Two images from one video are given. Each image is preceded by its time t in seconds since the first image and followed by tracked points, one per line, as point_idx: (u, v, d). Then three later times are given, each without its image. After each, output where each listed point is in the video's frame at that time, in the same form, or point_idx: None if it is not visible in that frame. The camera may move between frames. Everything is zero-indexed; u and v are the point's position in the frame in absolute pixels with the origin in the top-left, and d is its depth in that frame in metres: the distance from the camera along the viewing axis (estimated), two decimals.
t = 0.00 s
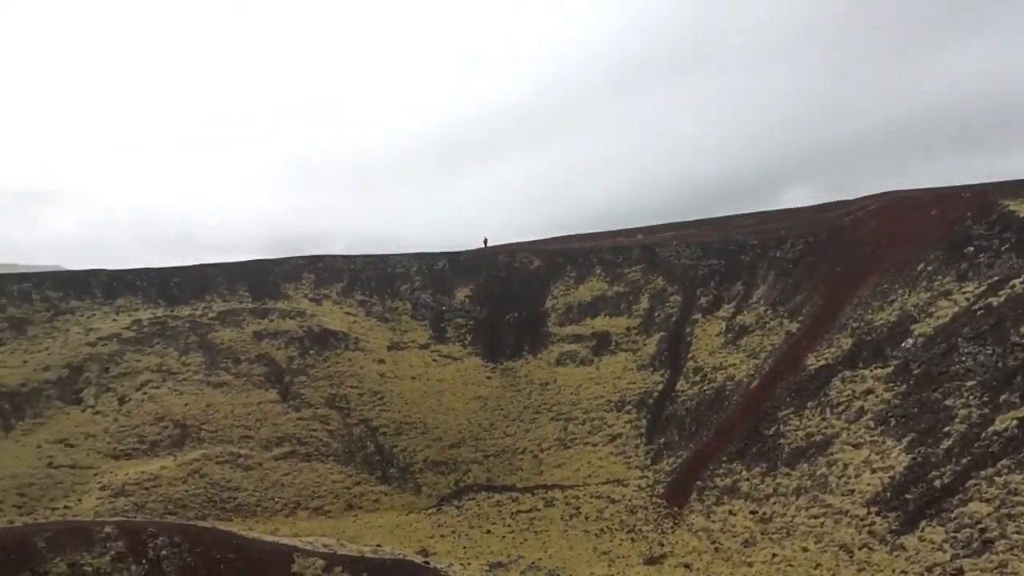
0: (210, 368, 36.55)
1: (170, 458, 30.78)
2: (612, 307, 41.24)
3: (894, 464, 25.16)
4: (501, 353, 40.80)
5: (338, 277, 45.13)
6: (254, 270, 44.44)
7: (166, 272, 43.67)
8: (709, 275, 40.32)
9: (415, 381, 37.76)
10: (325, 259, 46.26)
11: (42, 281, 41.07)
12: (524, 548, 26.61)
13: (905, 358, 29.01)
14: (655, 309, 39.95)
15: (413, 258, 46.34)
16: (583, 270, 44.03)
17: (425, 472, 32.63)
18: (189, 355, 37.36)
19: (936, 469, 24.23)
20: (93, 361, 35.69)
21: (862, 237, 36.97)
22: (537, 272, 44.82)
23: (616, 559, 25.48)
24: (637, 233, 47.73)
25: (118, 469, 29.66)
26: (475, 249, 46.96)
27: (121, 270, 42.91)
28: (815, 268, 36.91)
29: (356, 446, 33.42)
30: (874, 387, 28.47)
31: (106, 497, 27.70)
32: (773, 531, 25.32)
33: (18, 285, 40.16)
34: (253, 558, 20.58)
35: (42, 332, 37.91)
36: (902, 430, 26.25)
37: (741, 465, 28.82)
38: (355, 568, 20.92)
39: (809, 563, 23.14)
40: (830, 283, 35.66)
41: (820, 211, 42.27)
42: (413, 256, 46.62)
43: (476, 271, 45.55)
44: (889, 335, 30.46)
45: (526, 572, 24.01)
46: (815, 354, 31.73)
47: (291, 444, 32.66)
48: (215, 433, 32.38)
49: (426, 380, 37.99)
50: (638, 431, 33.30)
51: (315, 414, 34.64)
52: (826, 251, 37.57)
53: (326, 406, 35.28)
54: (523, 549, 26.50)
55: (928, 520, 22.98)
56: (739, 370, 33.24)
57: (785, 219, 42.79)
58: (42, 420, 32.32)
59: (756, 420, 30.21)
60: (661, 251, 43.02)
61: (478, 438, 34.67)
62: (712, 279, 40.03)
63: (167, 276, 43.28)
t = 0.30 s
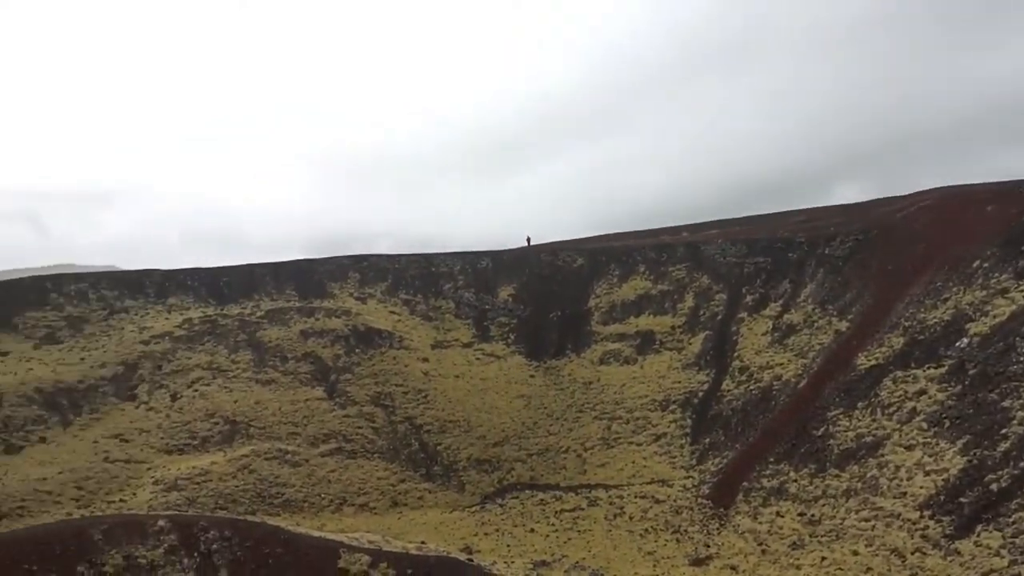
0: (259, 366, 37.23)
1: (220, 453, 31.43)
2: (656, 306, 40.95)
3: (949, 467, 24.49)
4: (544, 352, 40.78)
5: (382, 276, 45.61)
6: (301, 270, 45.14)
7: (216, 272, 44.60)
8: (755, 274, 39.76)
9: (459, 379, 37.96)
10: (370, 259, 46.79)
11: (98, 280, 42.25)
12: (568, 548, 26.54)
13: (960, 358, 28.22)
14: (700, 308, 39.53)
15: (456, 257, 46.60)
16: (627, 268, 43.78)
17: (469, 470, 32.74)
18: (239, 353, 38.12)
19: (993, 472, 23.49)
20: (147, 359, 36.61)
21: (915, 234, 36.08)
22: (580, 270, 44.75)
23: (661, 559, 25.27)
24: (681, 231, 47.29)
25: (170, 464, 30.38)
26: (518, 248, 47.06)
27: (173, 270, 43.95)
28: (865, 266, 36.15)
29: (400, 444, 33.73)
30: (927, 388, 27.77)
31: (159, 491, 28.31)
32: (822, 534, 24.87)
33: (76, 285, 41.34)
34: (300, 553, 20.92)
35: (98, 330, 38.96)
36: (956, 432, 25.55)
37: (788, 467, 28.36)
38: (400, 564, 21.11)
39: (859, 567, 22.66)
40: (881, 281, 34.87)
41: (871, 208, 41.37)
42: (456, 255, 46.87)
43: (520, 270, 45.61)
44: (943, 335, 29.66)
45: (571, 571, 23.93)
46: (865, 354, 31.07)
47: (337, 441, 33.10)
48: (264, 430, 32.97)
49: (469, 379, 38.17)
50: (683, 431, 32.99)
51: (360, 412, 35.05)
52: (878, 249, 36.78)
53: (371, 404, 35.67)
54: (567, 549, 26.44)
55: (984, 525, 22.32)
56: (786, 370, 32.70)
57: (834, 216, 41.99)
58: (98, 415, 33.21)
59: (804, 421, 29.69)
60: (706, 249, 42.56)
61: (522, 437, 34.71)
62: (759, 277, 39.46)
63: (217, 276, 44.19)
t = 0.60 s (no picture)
0: (304, 364, 37.80)
1: (266, 449, 31.98)
2: (699, 305, 40.56)
3: (1004, 471, 23.79)
4: (586, 350, 40.66)
5: (425, 275, 45.97)
6: (344, 269, 45.70)
7: (262, 271, 45.41)
8: (802, 272, 39.11)
9: (500, 378, 38.06)
10: (412, 258, 47.19)
11: (149, 279, 43.30)
12: (610, 547, 26.42)
13: (1016, 359, 27.40)
14: (745, 307, 39.01)
15: (498, 256, 46.78)
16: (669, 267, 43.42)
17: (511, 468, 32.78)
18: (284, 351, 38.76)
19: None
20: (196, 356, 37.41)
21: (968, 232, 35.16)
22: (622, 270, 44.51)
23: (704, 561, 25.00)
24: (725, 229, 46.73)
25: (218, 459, 30.99)
26: (560, 248, 47.11)
27: (220, 270, 44.86)
28: (916, 265, 35.32)
29: (442, 442, 33.94)
30: (980, 390, 27.03)
31: (208, 486, 28.86)
32: (871, 538, 24.37)
33: (128, 284, 42.43)
34: (345, 548, 21.23)
35: (149, 328, 39.91)
36: (1012, 436, 24.84)
37: (836, 469, 27.84)
38: (443, 562, 21.23)
39: (909, 573, 22.11)
40: (932, 279, 34.02)
41: (922, 205, 40.40)
42: (498, 255, 47.01)
43: (561, 269, 45.59)
44: (998, 335, 28.83)
45: (613, 571, 23.81)
46: (916, 354, 30.34)
47: (380, 438, 33.44)
48: (308, 427, 33.46)
49: (511, 377, 38.25)
50: (727, 431, 32.61)
51: (403, 410, 35.36)
52: (929, 247, 35.94)
53: (413, 402, 35.97)
54: (609, 548, 26.32)
55: None
56: (833, 370, 32.09)
57: (883, 214, 41.10)
58: (149, 411, 34.02)
59: (852, 422, 29.10)
60: (751, 247, 42.00)
61: (564, 436, 34.65)
62: (805, 276, 38.82)
63: (263, 275, 44.99)
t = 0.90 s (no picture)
0: (346, 362, 38.27)
1: (309, 446, 32.41)
2: (741, 305, 40.08)
3: None
4: (626, 350, 40.46)
5: (465, 275, 46.22)
6: (386, 269, 46.21)
7: (305, 271, 46.11)
8: (847, 272, 38.41)
9: (540, 377, 38.08)
10: (453, 258, 47.54)
11: (196, 279, 44.20)
12: (651, 549, 26.23)
13: None
14: (788, 307, 38.44)
15: (538, 256, 47.24)
16: (711, 267, 43.18)
17: (551, 468, 32.76)
18: (327, 349, 39.28)
19: None
20: (241, 354, 38.10)
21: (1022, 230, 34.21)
22: (663, 268, 44.54)
23: (746, 564, 24.67)
24: (768, 227, 46.15)
25: (262, 456, 31.50)
26: (601, 248, 47.35)
27: (265, 270, 45.67)
28: (966, 264, 34.47)
29: (482, 441, 34.06)
30: None
31: (252, 482, 29.31)
32: (918, 543, 23.77)
33: (176, 284, 43.35)
34: (385, 545, 21.46)
35: (195, 326, 40.73)
36: None
37: (882, 472, 27.28)
38: (483, 560, 21.31)
39: None
40: (983, 279, 33.15)
41: (973, 202, 39.42)
42: (538, 255, 47.22)
43: (602, 268, 45.65)
44: None
45: (653, 572, 23.63)
46: (966, 355, 29.59)
47: (421, 437, 33.68)
48: (350, 424, 33.85)
49: (551, 377, 38.25)
50: (769, 432, 32.18)
51: (443, 408, 35.59)
52: (980, 246, 35.05)
53: (453, 401, 36.17)
54: (649, 550, 26.14)
55: None
56: (880, 372, 31.48)
57: (932, 212, 40.22)
58: (196, 407, 34.72)
59: (899, 424, 28.49)
60: (794, 246, 41.57)
61: (604, 435, 34.54)
62: (850, 275, 38.13)
63: (306, 275, 45.68)
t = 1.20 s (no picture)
0: (383, 361, 38.59)
1: (347, 444, 32.74)
2: (781, 305, 39.58)
3: None
4: (664, 350, 40.17)
5: (501, 275, 46.33)
6: (423, 269, 46.51)
7: (344, 271, 46.62)
8: (890, 272, 37.69)
9: (577, 377, 38.00)
10: (489, 257, 47.71)
11: (237, 278, 44.94)
12: (688, 551, 26.00)
13: None
14: (830, 307, 37.82)
15: (575, 255, 47.23)
16: (750, 266, 42.83)
17: (588, 468, 32.66)
18: (365, 348, 39.65)
19: None
20: (281, 353, 38.65)
21: None
22: (701, 268, 44.31)
23: (786, 567, 24.33)
24: (809, 226, 45.49)
25: (302, 453, 31.88)
26: (638, 247, 47.16)
27: (305, 270, 46.28)
28: (1015, 264, 33.59)
29: (518, 440, 34.08)
30: None
31: (291, 478, 29.63)
32: (964, 549, 23.23)
33: (217, 283, 44.13)
34: (422, 543, 21.65)
35: (237, 325, 41.40)
36: None
37: (927, 476, 26.70)
38: (519, 560, 21.34)
39: None
40: None
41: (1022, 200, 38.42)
42: (575, 255, 47.15)
43: (639, 268, 45.45)
44: None
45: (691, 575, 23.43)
46: (1015, 358, 28.83)
47: (457, 436, 33.83)
48: (388, 423, 34.13)
49: (588, 377, 38.15)
50: (810, 435, 31.71)
51: (479, 407, 35.71)
52: None
53: (490, 400, 36.28)
54: (687, 552, 25.91)
55: None
56: (924, 374, 30.83)
57: (979, 210, 39.29)
58: (238, 405, 35.29)
59: (945, 427, 27.85)
60: (835, 246, 41.07)
61: (641, 436, 34.34)
62: (894, 275, 37.42)
63: (345, 275, 46.18)
